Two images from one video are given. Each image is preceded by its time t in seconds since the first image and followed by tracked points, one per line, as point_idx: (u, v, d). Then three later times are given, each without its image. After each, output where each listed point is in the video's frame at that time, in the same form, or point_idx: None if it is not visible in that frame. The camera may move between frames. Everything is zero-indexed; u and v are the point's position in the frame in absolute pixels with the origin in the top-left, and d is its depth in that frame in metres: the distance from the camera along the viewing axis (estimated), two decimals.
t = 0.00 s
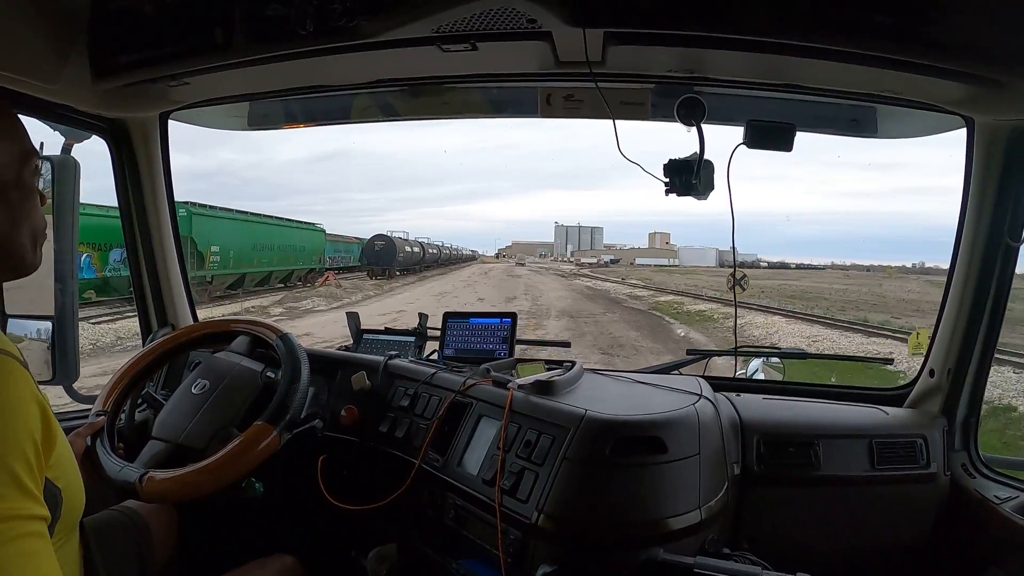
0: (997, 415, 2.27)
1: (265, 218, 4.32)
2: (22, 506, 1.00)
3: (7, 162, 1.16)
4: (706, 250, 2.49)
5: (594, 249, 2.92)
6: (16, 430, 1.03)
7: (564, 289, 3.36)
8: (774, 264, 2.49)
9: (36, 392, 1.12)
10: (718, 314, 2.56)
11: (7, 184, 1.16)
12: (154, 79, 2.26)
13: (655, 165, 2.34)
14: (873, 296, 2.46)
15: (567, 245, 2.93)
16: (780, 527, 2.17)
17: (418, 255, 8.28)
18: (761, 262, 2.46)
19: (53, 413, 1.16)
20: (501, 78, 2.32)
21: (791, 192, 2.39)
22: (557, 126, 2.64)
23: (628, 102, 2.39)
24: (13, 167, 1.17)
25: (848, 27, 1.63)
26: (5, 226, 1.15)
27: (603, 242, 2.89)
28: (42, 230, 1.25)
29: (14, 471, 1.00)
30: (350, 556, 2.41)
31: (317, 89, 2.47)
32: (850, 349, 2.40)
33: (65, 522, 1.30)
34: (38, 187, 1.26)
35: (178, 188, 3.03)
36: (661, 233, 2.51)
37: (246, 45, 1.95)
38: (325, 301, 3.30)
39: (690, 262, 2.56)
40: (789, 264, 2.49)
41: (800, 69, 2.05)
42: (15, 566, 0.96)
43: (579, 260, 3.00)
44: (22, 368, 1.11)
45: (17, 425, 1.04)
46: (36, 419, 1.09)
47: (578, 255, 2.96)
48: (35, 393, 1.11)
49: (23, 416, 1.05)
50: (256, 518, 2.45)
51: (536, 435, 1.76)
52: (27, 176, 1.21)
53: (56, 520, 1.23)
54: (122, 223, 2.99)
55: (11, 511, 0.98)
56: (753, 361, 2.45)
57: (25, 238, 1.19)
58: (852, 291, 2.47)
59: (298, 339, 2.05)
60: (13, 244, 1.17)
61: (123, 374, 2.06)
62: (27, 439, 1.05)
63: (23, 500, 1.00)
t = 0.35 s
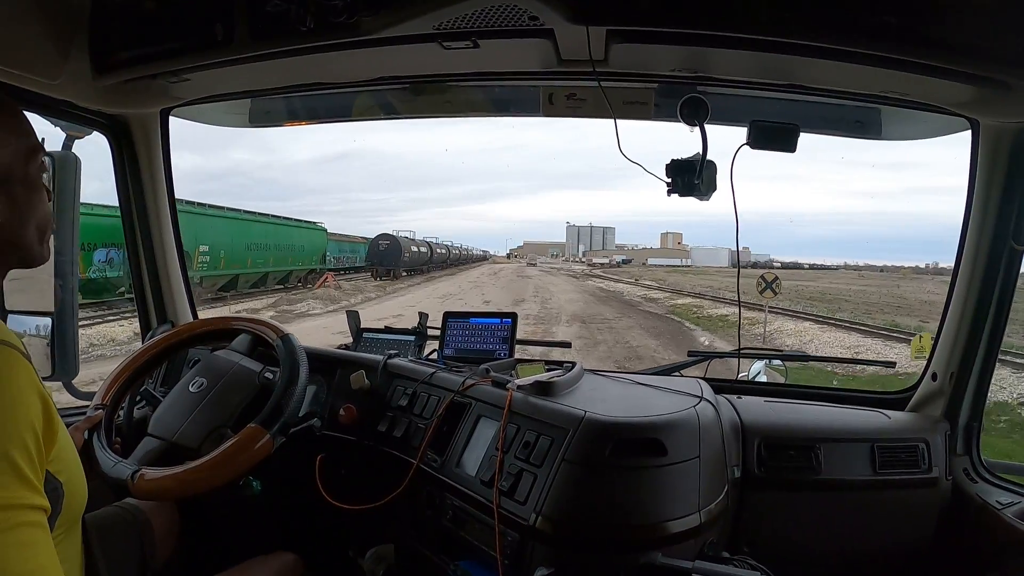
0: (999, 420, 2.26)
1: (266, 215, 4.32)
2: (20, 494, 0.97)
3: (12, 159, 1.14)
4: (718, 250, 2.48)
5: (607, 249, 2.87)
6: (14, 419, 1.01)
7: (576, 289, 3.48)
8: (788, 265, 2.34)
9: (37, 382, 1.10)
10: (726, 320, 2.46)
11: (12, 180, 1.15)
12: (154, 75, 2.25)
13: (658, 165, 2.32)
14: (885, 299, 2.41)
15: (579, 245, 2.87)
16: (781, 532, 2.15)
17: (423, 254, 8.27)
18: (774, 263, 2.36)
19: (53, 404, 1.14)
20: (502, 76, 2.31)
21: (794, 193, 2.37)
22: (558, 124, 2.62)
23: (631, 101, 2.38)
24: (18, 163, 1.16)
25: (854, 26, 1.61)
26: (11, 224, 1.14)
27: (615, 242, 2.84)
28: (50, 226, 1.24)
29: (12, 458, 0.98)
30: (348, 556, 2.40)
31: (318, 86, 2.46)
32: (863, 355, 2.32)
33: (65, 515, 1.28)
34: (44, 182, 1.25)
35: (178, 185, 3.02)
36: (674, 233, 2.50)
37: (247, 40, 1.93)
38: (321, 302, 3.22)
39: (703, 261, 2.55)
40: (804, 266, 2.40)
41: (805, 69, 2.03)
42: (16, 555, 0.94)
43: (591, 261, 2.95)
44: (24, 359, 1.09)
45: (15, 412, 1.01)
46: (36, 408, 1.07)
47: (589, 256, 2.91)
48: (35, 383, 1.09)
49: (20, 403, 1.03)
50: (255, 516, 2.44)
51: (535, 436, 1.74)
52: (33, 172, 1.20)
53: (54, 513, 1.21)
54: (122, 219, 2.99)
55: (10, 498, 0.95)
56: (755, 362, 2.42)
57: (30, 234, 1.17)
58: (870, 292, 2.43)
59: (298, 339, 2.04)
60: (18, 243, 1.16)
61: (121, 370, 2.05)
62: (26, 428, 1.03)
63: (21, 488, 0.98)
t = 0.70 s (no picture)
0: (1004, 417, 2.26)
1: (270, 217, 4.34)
2: (46, 519, 0.95)
3: (46, 162, 1.16)
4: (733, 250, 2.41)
5: (619, 250, 2.84)
6: (45, 438, 0.98)
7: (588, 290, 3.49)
8: (802, 264, 2.26)
9: (66, 398, 1.06)
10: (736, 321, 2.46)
11: (46, 183, 1.16)
12: (159, 80, 2.27)
13: (660, 164, 2.33)
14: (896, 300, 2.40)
15: (592, 246, 2.86)
16: (786, 531, 2.16)
17: (431, 256, 8.26)
18: (791, 262, 2.28)
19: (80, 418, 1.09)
20: (506, 78, 2.31)
21: (797, 192, 2.38)
22: (562, 126, 2.63)
23: (633, 102, 2.38)
24: (51, 168, 1.17)
25: (856, 26, 1.62)
26: (42, 227, 1.15)
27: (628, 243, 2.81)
28: (82, 232, 1.25)
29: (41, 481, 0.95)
30: (354, 556, 2.41)
31: (322, 89, 2.47)
32: (866, 353, 2.33)
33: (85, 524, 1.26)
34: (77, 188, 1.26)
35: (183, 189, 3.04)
36: (687, 233, 2.47)
37: (252, 44, 1.94)
38: (318, 306, 3.18)
39: (716, 261, 2.45)
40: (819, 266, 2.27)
41: (807, 68, 2.03)
42: None
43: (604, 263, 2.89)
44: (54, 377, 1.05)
45: (45, 433, 0.98)
46: (63, 426, 1.03)
47: (602, 256, 2.88)
48: (63, 399, 1.05)
49: (50, 424, 0.99)
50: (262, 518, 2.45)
51: (541, 436, 1.75)
52: (67, 176, 1.21)
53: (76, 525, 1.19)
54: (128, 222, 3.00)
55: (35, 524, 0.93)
56: (760, 362, 2.44)
57: (61, 239, 1.18)
58: (890, 293, 2.36)
59: (305, 343, 2.05)
60: (50, 247, 1.16)
61: (130, 372, 2.07)
62: (56, 448, 1.00)
63: (48, 512, 0.95)
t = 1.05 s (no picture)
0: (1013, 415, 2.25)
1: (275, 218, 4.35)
2: (53, 547, 0.95)
3: (55, 166, 1.15)
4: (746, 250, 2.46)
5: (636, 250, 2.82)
6: (52, 466, 0.97)
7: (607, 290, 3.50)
8: (820, 265, 2.37)
9: (74, 424, 1.05)
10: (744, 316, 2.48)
11: (55, 187, 1.15)
12: (164, 81, 2.27)
13: (666, 162, 2.32)
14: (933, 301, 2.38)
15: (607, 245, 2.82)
16: (794, 530, 2.15)
17: (439, 256, 8.26)
18: (806, 263, 2.41)
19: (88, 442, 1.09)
20: (512, 77, 2.31)
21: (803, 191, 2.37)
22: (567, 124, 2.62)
23: (639, 100, 2.38)
24: (60, 171, 1.16)
25: (862, 22, 1.61)
26: (50, 231, 1.15)
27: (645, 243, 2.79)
28: (91, 234, 1.24)
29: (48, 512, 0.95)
30: (361, 556, 2.41)
31: (326, 89, 2.47)
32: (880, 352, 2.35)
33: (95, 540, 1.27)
34: (89, 190, 1.25)
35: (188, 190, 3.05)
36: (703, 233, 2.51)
37: (255, 45, 1.94)
38: (316, 310, 3.20)
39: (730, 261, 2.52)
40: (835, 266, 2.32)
41: (813, 65, 2.02)
42: None
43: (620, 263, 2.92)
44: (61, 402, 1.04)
45: (53, 460, 0.98)
46: (71, 452, 1.03)
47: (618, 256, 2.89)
48: (71, 425, 1.05)
49: (58, 451, 0.99)
50: (269, 518, 2.46)
51: (548, 436, 1.75)
52: (78, 179, 1.20)
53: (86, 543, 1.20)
54: (134, 223, 3.01)
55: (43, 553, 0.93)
56: (765, 360, 2.45)
57: (71, 243, 1.18)
58: (914, 294, 2.37)
59: (313, 346, 2.03)
60: (58, 250, 1.16)
61: (135, 374, 2.07)
62: (64, 476, 1.00)
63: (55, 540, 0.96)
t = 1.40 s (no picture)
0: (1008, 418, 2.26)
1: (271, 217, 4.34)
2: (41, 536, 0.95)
3: (41, 160, 1.16)
4: (758, 250, 2.41)
5: (643, 251, 2.85)
6: (39, 454, 0.98)
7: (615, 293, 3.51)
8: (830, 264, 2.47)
9: (61, 414, 1.06)
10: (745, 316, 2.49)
11: (42, 181, 1.15)
12: (161, 79, 2.27)
13: (663, 163, 2.32)
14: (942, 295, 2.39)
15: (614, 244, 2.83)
16: (790, 531, 2.16)
17: (441, 256, 8.26)
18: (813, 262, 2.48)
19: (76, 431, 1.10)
20: (511, 77, 2.31)
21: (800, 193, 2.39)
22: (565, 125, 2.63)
23: (637, 101, 2.38)
24: (46, 165, 1.16)
25: (858, 25, 1.61)
26: (37, 225, 1.15)
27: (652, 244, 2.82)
28: (77, 229, 1.25)
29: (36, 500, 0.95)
30: (357, 555, 2.41)
31: (325, 88, 2.47)
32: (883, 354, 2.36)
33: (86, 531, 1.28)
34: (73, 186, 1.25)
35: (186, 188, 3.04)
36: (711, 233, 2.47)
37: (252, 42, 1.94)
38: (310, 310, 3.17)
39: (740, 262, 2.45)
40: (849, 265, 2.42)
41: (810, 68, 2.03)
42: None
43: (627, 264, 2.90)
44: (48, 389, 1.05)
45: (40, 450, 0.98)
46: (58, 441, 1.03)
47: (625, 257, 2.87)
48: (58, 414, 1.05)
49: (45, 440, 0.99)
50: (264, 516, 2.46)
51: (543, 436, 1.75)
52: (62, 174, 1.21)
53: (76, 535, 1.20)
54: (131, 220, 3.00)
55: (30, 542, 0.93)
56: (762, 362, 2.48)
57: (58, 237, 1.18)
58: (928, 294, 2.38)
59: (300, 332, 2.04)
60: (45, 245, 1.16)
61: (125, 382, 2.04)
62: (51, 465, 1.00)
63: (43, 529, 0.96)
